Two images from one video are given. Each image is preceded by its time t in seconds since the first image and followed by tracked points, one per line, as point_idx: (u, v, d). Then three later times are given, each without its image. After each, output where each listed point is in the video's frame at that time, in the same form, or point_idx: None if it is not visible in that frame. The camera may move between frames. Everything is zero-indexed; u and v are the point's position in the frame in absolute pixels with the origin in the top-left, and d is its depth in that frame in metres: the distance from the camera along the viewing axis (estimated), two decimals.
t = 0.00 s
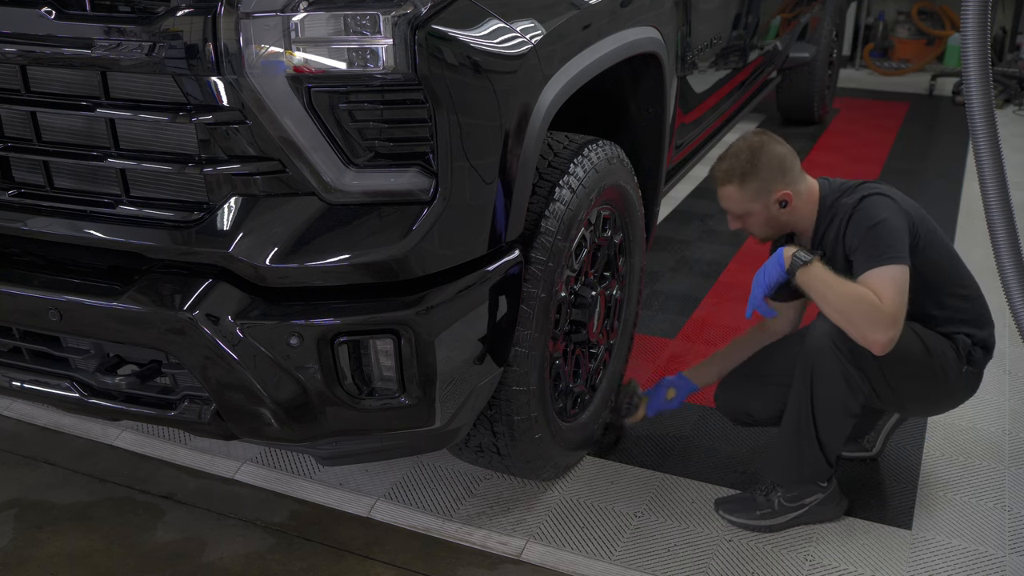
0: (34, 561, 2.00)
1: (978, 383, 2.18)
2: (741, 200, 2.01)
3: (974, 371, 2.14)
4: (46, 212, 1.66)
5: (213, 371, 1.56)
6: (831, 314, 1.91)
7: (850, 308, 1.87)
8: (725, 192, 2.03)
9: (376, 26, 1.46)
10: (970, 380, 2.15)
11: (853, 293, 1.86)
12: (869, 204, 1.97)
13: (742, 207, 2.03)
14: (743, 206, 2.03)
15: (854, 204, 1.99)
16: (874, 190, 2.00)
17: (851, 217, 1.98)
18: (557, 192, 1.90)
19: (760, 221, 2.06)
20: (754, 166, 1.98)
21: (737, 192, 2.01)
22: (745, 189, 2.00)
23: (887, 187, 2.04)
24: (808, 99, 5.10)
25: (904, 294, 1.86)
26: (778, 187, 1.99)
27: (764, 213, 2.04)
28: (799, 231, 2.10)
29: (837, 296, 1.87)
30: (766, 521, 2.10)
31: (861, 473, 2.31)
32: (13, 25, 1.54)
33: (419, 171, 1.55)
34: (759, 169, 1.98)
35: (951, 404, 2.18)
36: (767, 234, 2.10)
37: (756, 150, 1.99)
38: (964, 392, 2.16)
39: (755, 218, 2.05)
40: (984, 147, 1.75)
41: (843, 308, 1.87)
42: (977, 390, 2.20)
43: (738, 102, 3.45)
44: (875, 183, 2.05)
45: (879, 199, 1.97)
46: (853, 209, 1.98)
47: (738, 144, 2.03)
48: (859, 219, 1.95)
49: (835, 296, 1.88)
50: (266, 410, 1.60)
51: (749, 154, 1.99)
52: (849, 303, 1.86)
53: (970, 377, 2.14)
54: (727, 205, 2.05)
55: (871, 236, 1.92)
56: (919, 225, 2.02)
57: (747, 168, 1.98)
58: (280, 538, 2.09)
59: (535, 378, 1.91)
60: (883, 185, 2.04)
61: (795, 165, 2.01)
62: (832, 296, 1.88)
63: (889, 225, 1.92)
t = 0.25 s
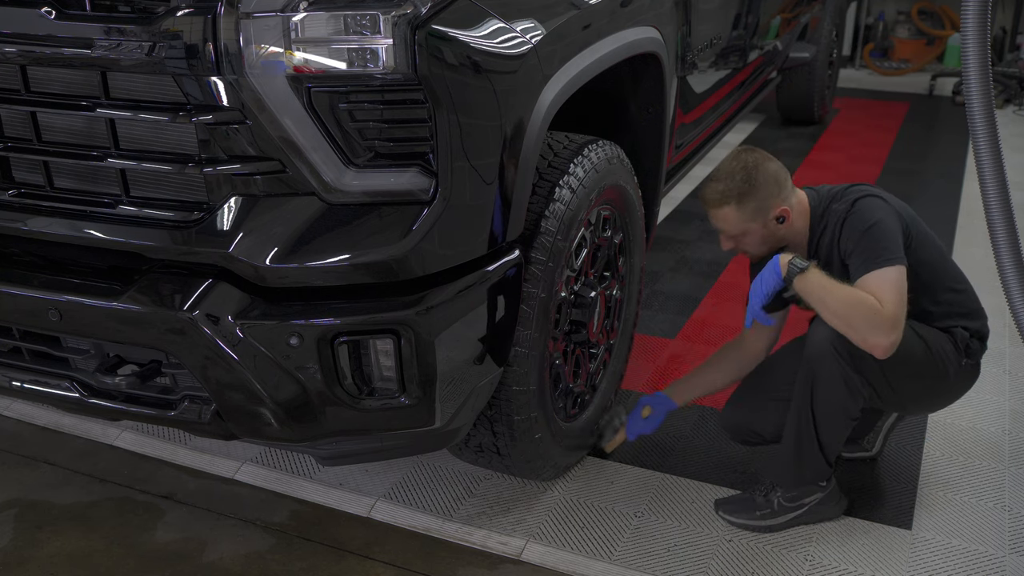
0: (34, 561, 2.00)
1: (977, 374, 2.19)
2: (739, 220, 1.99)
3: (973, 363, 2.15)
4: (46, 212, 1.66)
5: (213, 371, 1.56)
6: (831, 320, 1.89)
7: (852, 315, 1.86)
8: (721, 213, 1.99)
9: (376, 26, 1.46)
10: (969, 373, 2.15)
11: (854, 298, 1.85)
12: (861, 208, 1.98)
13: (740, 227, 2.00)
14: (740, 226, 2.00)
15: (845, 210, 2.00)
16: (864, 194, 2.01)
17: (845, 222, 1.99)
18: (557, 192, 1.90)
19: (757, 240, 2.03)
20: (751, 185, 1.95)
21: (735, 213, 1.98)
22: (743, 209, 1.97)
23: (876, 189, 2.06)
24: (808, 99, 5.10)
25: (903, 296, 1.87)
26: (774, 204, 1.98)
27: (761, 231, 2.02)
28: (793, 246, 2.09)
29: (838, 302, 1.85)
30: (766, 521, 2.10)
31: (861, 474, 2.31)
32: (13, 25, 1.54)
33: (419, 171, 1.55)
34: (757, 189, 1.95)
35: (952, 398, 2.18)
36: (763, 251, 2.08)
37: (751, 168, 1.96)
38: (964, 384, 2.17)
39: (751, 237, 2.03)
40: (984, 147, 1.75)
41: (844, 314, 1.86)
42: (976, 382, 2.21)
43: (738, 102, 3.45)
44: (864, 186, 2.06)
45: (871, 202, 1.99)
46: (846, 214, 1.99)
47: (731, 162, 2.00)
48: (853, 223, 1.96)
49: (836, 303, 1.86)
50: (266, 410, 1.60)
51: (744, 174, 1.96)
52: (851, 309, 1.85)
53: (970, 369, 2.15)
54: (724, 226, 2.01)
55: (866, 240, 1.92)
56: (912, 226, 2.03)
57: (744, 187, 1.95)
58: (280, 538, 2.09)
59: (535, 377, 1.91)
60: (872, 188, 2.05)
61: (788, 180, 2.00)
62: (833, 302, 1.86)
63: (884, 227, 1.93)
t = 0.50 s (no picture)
0: (34, 561, 2.00)
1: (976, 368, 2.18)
2: (742, 222, 1.96)
3: (971, 358, 2.14)
4: (46, 212, 1.66)
5: (213, 371, 1.56)
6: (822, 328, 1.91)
7: (841, 320, 1.87)
8: (723, 216, 1.97)
9: (376, 26, 1.46)
10: (967, 369, 2.15)
11: (841, 304, 1.86)
12: (857, 209, 1.98)
13: (743, 229, 1.97)
14: (743, 229, 1.97)
15: (842, 210, 2.00)
16: (860, 195, 2.02)
17: (841, 223, 1.99)
18: (558, 192, 1.90)
19: (759, 243, 2.01)
20: (754, 185, 1.94)
21: (738, 215, 1.95)
22: (747, 210, 1.94)
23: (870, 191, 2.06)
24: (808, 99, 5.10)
25: (895, 297, 1.86)
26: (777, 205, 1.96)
27: (764, 234, 1.99)
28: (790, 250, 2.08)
29: (825, 309, 1.87)
30: (766, 521, 2.10)
31: (861, 474, 2.30)
32: (13, 25, 1.54)
33: (419, 171, 1.55)
34: (760, 189, 1.93)
35: (951, 395, 2.18)
36: (762, 257, 2.06)
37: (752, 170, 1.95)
38: (962, 379, 2.16)
39: (753, 241, 2.00)
40: (984, 147, 1.75)
41: (833, 320, 1.87)
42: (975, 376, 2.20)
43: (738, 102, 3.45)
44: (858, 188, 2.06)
45: (867, 203, 1.99)
46: (842, 216, 2.00)
47: (730, 165, 1.98)
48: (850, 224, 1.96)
49: (823, 309, 1.88)
50: (266, 410, 1.60)
51: (746, 175, 1.94)
52: (839, 314, 1.86)
53: (968, 365, 2.15)
54: (725, 230, 1.98)
55: (862, 239, 1.92)
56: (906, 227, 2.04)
57: (748, 188, 1.93)
58: (280, 538, 2.09)
59: (535, 377, 1.91)
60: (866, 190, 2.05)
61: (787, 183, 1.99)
62: (820, 309, 1.88)
63: (880, 227, 1.93)
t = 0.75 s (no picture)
0: (34, 561, 2.00)
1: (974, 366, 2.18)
2: (753, 213, 1.94)
3: (969, 357, 2.14)
4: (46, 212, 1.66)
5: (213, 371, 1.56)
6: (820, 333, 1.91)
7: (839, 323, 1.86)
8: (732, 208, 1.95)
9: (376, 26, 1.46)
10: (964, 368, 2.15)
11: (839, 307, 1.87)
12: (862, 208, 1.98)
13: (752, 222, 1.95)
14: (753, 221, 1.95)
15: (846, 209, 2.01)
16: (864, 194, 2.02)
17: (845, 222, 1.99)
18: (557, 192, 1.90)
19: (767, 237, 1.98)
20: (763, 177, 1.93)
21: (749, 205, 1.93)
22: (758, 201, 1.93)
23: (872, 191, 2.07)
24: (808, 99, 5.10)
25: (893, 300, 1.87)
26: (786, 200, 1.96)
27: (772, 228, 1.97)
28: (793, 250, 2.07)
29: (823, 312, 1.87)
30: (766, 522, 2.10)
31: (861, 474, 2.30)
32: (13, 25, 1.54)
33: (419, 171, 1.55)
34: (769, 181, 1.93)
35: (949, 394, 2.18)
36: (767, 253, 2.03)
37: (761, 163, 1.95)
38: (959, 378, 2.16)
39: (761, 234, 1.98)
40: (984, 148, 1.75)
41: (832, 323, 1.87)
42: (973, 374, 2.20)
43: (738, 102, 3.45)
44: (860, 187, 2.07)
45: (871, 202, 2.00)
46: (846, 214, 2.00)
47: (738, 159, 1.98)
48: (854, 223, 1.97)
49: (821, 312, 1.88)
50: (266, 410, 1.60)
51: (755, 166, 1.94)
52: (838, 316, 1.86)
53: (965, 364, 2.15)
54: (733, 222, 1.96)
55: (866, 238, 1.93)
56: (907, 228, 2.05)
57: (758, 179, 1.93)
58: (280, 538, 2.09)
59: (535, 377, 1.91)
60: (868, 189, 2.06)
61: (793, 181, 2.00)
62: (817, 312, 1.88)
63: (884, 227, 1.94)
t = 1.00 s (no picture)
0: (34, 561, 2.00)
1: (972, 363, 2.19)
2: (764, 204, 1.93)
3: (966, 356, 2.15)
4: (46, 212, 1.66)
5: (213, 371, 1.56)
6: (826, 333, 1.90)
7: (846, 323, 1.86)
8: (743, 196, 1.94)
9: (376, 26, 1.46)
10: (963, 366, 2.15)
11: (845, 307, 1.86)
12: (874, 207, 1.99)
13: (764, 212, 1.94)
14: (765, 211, 1.94)
15: (857, 207, 2.01)
16: (875, 194, 2.02)
17: (856, 221, 1.99)
18: (557, 192, 1.90)
19: (777, 229, 1.98)
20: (778, 168, 1.93)
21: (762, 195, 1.93)
22: (771, 192, 1.92)
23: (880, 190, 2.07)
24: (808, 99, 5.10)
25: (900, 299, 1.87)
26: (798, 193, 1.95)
27: (783, 220, 1.97)
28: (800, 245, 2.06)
29: (829, 313, 1.87)
30: (766, 522, 2.10)
31: (861, 474, 2.30)
32: (13, 25, 1.54)
33: (419, 171, 1.55)
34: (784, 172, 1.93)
35: (947, 393, 2.19)
36: (775, 247, 2.02)
37: (777, 153, 1.94)
38: (956, 376, 2.17)
39: (771, 226, 1.97)
40: (984, 147, 1.75)
41: (839, 323, 1.87)
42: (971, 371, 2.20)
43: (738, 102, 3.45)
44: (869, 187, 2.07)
45: (881, 202, 2.00)
46: (857, 214, 2.00)
47: (754, 149, 1.97)
48: (865, 223, 1.97)
49: (827, 314, 1.87)
50: (266, 410, 1.60)
51: (770, 157, 1.93)
52: (845, 317, 1.86)
53: (964, 362, 2.15)
54: (744, 211, 1.95)
55: (877, 238, 1.93)
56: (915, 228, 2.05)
57: (773, 169, 1.92)
58: (280, 538, 2.09)
59: (535, 377, 1.91)
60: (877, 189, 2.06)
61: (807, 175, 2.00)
62: (824, 314, 1.87)
63: (895, 227, 1.94)
